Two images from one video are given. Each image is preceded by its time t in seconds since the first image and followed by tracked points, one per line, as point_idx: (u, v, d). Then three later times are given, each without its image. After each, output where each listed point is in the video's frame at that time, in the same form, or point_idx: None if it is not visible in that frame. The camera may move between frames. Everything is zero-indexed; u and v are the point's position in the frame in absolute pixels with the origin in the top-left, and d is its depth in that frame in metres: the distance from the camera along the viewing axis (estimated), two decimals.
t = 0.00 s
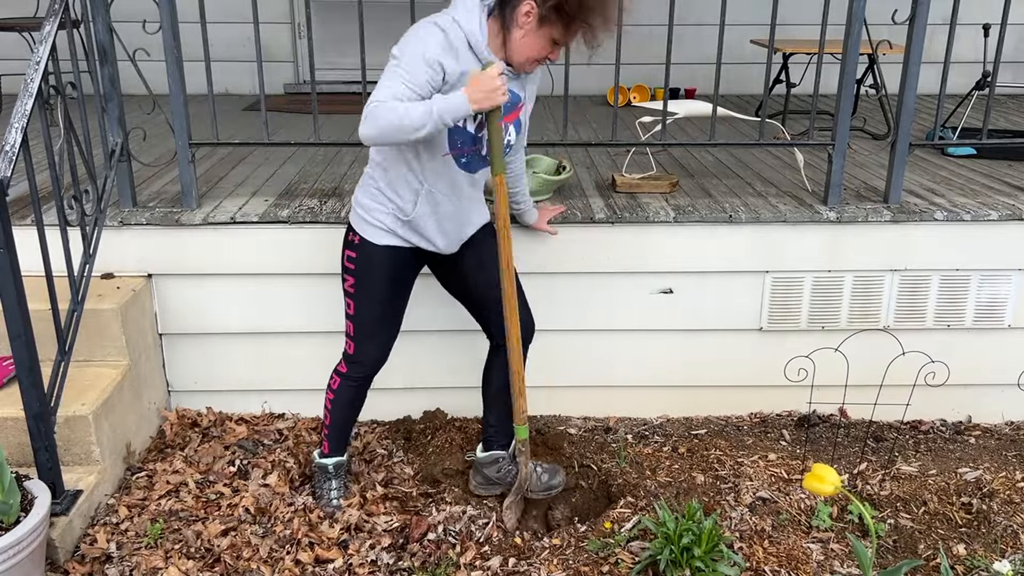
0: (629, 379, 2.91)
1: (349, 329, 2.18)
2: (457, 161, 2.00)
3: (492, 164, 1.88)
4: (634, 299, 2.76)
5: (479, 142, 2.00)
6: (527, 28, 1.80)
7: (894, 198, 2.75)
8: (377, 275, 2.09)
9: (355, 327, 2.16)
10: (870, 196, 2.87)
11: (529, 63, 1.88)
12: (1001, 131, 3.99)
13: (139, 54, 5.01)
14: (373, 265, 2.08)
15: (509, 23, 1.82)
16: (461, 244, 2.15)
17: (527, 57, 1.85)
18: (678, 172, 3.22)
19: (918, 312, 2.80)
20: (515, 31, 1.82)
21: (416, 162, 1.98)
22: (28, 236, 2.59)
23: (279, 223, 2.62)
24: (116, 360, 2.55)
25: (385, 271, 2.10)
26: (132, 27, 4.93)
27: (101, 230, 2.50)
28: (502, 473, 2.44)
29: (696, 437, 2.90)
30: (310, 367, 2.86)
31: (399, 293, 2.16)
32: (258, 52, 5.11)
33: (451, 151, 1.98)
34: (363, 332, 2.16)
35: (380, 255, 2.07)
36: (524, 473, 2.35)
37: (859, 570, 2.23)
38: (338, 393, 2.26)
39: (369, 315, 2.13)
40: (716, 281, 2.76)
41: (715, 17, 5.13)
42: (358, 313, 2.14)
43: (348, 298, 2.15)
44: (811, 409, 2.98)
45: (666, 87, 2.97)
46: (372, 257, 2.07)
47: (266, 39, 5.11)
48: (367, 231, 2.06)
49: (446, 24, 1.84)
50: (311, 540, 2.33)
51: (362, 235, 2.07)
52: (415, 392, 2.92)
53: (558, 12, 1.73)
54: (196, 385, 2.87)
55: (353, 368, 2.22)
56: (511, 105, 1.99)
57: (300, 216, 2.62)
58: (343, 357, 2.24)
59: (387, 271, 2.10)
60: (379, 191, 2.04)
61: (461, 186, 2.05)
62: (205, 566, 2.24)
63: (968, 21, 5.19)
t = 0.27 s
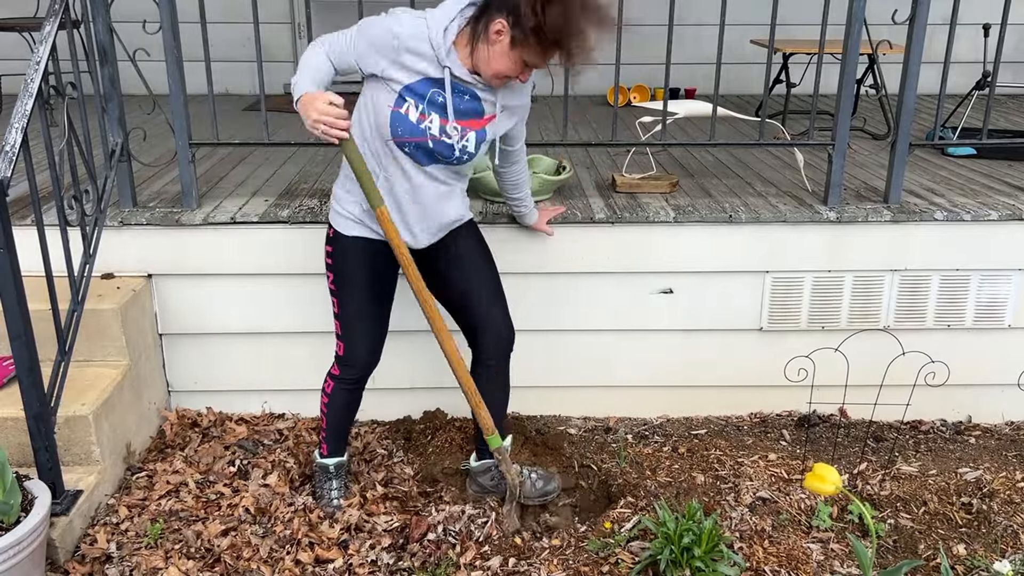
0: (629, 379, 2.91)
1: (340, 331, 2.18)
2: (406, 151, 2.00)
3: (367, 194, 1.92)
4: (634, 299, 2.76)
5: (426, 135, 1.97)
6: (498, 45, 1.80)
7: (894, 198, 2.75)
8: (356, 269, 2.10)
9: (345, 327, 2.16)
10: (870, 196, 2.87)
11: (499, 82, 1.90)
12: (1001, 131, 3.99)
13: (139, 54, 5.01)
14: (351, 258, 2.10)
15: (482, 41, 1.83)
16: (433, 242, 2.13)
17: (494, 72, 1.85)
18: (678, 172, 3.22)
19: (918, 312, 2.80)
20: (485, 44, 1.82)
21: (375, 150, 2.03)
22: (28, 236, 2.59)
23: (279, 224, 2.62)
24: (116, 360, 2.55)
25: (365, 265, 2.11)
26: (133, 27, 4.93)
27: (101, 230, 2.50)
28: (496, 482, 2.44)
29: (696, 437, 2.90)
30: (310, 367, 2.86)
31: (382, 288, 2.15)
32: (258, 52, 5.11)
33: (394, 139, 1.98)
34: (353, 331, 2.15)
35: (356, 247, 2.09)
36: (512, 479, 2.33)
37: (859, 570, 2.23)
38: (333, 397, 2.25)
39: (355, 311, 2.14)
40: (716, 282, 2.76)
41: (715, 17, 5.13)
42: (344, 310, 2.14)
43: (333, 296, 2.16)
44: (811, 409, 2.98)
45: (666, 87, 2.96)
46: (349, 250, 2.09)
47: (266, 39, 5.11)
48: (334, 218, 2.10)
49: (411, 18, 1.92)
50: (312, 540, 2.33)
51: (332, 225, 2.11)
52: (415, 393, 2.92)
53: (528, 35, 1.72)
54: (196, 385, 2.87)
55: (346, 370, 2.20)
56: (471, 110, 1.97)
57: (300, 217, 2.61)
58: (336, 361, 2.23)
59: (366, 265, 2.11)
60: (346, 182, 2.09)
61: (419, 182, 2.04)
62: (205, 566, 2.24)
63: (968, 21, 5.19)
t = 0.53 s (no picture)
0: (629, 379, 2.91)
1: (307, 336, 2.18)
2: (373, 165, 2.01)
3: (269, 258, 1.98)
4: (634, 299, 2.77)
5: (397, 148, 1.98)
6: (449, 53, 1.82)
7: (894, 198, 2.75)
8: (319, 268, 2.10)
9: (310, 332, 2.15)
10: (870, 196, 2.86)
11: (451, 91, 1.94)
12: (1001, 131, 3.99)
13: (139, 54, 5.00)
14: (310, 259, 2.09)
15: (435, 54, 1.85)
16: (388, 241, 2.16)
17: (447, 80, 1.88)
18: (678, 172, 3.22)
19: (918, 312, 2.80)
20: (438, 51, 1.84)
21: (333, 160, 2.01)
22: (28, 236, 2.59)
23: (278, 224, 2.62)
24: (115, 360, 2.55)
25: (326, 263, 2.11)
26: (132, 27, 4.93)
27: (101, 230, 2.50)
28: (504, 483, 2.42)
29: (695, 437, 2.90)
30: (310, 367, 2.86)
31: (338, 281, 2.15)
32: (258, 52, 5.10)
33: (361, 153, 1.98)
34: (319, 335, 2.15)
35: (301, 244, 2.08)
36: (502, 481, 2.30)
37: (859, 570, 2.23)
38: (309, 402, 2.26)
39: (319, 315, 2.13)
40: (716, 282, 2.76)
41: (715, 17, 5.13)
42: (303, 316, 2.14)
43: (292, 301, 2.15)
44: (811, 409, 2.98)
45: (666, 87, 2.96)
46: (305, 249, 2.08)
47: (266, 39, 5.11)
48: (292, 226, 2.08)
49: (372, 35, 1.87)
50: (311, 540, 2.33)
51: (290, 233, 2.09)
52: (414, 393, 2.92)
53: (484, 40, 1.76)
54: (196, 385, 2.87)
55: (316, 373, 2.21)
56: (430, 118, 2.00)
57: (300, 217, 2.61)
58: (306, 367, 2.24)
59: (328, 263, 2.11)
60: (299, 188, 2.06)
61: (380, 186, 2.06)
62: (205, 566, 2.24)
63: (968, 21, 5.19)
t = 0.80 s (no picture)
0: (628, 379, 2.91)
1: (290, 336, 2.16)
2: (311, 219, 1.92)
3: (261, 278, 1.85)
4: (634, 299, 2.77)
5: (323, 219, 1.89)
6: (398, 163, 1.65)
7: (894, 197, 2.75)
8: (289, 277, 2.06)
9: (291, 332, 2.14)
10: (870, 196, 2.86)
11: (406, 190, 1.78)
12: (1001, 131, 3.99)
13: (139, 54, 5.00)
14: (279, 269, 2.05)
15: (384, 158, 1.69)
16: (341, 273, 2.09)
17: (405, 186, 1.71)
18: (678, 172, 3.21)
19: (918, 312, 2.80)
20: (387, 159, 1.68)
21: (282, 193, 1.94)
22: (28, 236, 2.59)
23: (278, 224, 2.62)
24: (115, 360, 2.55)
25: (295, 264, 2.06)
26: (132, 27, 4.93)
27: (101, 230, 2.50)
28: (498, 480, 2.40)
29: (695, 436, 2.90)
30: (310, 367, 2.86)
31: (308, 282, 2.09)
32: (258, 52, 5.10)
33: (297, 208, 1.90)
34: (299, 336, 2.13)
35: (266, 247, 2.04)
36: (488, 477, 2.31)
37: (859, 570, 2.23)
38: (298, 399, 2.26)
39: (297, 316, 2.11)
40: (716, 281, 2.76)
41: (715, 17, 5.13)
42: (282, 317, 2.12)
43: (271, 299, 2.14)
44: (811, 409, 2.98)
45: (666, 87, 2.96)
46: (274, 260, 2.04)
47: (266, 39, 5.10)
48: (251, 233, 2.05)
49: (321, 117, 1.73)
50: (311, 540, 2.33)
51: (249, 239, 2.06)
52: (414, 392, 2.92)
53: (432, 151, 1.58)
54: (196, 385, 2.87)
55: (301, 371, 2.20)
56: (371, 215, 1.87)
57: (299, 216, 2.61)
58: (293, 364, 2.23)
59: (299, 269, 2.07)
60: (256, 214, 2.01)
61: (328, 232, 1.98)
62: (205, 566, 2.24)
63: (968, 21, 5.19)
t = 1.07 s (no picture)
0: (628, 379, 2.91)
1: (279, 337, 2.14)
2: (299, 161, 1.92)
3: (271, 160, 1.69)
4: (633, 299, 2.77)
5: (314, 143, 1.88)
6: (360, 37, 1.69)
7: (894, 198, 2.75)
8: (280, 276, 2.05)
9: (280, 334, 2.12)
10: (870, 196, 2.87)
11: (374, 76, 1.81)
12: (1002, 131, 3.99)
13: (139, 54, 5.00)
14: (271, 268, 2.04)
15: (347, 36, 1.74)
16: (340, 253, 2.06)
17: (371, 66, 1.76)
18: (678, 172, 3.21)
19: (918, 312, 2.80)
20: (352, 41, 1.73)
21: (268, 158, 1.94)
22: (28, 236, 2.59)
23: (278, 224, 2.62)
24: (115, 360, 2.55)
25: (285, 264, 2.05)
26: (132, 27, 4.93)
27: (101, 230, 2.50)
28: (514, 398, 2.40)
29: (696, 436, 2.90)
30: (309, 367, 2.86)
31: (300, 282, 2.08)
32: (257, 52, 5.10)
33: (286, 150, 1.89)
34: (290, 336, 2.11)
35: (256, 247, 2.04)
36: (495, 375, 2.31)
37: (859, 570, 2.23)
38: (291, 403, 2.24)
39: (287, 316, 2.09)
40: (716, 281, 2.76)
41: (715, 17, 5.13)
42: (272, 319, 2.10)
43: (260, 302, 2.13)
44: (811, 409, 2.98)
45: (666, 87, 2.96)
46: (265, 260, 2.04)
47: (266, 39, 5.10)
48: (246, 230, 2.05)
49: (281, 26, 1.80)
50: (311, 540, 2.33)
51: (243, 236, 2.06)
52: (413, 392, 2.92)
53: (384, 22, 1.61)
54: (196, 385, 2.87)
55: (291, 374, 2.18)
56: (357, 113, 1.88)
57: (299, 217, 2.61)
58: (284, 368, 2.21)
59: (290, 269, 2.06)
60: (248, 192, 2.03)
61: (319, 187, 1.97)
62: (205, 566, 2.24)
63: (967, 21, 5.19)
